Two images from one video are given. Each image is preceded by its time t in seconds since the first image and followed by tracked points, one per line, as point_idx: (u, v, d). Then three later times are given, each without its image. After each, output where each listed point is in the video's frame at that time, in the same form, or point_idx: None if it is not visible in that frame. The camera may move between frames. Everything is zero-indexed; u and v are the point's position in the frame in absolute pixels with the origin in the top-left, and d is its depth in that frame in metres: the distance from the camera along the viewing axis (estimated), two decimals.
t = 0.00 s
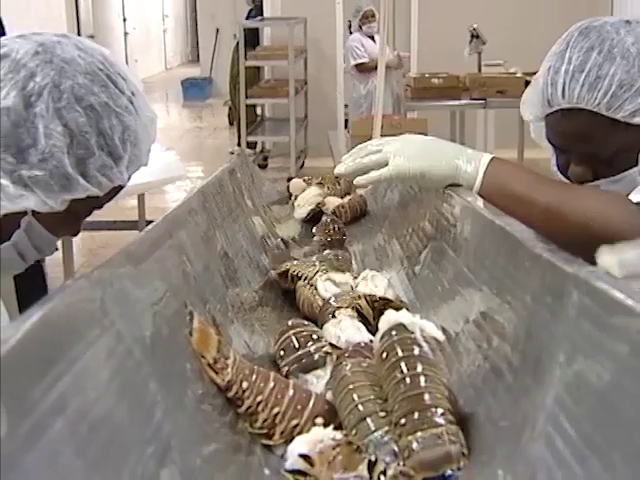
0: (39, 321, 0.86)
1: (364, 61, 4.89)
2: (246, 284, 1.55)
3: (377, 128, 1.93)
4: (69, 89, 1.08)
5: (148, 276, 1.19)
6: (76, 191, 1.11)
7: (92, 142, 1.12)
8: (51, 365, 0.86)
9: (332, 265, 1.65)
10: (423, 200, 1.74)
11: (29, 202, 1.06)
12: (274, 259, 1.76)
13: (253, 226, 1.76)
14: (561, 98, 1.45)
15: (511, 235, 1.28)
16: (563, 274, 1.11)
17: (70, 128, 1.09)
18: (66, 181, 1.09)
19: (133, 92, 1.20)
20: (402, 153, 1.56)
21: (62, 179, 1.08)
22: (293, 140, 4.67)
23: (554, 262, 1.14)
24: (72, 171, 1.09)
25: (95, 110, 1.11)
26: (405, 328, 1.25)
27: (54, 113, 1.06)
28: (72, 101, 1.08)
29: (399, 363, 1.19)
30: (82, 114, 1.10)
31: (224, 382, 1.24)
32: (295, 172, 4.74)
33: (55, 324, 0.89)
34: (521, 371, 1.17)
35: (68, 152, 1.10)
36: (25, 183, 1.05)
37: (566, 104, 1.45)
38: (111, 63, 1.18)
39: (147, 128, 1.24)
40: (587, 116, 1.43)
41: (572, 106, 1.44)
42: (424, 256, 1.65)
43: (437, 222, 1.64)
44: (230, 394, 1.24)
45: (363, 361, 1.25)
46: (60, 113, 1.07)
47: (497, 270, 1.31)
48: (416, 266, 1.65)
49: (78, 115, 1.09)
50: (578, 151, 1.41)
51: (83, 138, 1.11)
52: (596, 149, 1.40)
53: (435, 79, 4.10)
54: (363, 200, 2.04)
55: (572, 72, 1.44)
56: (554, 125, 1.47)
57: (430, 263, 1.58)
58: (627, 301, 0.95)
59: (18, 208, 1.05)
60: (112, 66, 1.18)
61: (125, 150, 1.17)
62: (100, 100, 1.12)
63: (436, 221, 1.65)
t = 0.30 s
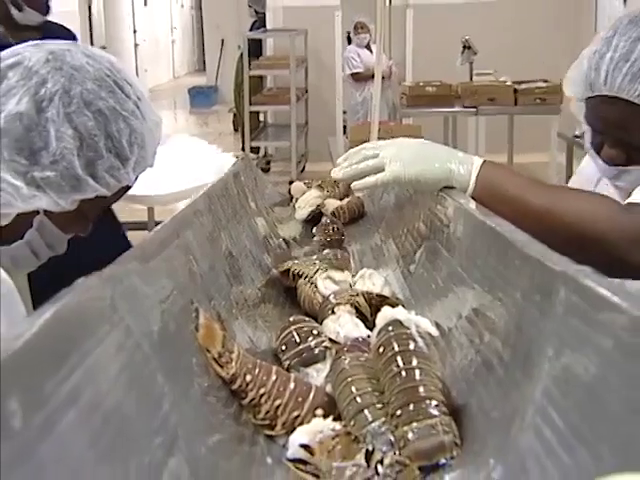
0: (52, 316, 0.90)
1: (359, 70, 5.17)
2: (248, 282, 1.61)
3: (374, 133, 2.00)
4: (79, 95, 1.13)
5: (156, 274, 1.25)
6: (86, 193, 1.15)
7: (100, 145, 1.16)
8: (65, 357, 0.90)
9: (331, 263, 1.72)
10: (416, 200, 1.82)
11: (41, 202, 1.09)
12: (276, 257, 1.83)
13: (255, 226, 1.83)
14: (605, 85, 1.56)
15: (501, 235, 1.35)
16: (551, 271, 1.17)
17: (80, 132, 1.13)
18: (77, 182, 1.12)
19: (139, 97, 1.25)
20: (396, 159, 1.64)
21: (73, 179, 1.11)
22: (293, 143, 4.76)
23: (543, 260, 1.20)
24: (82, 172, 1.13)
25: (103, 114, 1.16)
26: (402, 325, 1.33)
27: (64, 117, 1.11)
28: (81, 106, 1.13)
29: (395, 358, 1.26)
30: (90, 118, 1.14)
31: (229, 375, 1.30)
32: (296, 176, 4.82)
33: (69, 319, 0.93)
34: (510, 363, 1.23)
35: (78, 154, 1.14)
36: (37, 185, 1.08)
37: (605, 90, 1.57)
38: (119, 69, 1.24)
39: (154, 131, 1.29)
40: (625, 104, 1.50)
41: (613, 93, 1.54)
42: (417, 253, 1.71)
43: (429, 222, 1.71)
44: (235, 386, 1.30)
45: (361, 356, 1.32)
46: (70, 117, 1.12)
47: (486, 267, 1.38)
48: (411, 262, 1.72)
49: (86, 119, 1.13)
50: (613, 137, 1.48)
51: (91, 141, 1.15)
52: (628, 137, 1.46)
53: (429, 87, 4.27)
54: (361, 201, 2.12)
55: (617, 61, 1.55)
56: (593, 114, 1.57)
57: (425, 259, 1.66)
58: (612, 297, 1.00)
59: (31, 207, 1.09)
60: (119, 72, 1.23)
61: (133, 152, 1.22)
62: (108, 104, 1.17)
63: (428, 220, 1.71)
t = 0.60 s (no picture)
0: (67, 309, 0.96)
1: (355, 78, 5.36)
2: (250, 279, 1.68)
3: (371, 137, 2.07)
4: (93, 102, 1.19)
5: (164, 272, 1.31)
6: (100, 194, 1.20)
7: (113, 149, 1.22)
8: (78, 350, 0.94)
9: (331, 263, 1.78)
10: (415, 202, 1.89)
11: (57, 203, 1.14)
12: (278, 256, 1.90)
13: (258, 228, 1.90)
14: None
15: (494, 236, 1.43)
16: (543, 272, 1.23)
17: (94, 137, 1.20)
18: (91, 185, 1.18)
19: (151, 104, 1.31)
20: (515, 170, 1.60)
21: (87, 182, 1.17)
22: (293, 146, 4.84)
23: (535, 260, 1.27)
24: (96, 175, 1.18)
25: (115, 120, 1.22)
26: (398, 322, 1.40)
27: (79, 123, 1.17)
28: (95, 112, 1.19)
29: (391, 351, 1.33)
30: (104, 124, 1.21)
31: (233, 369, 1.36)
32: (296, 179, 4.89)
33: (82, 313, 0.98)
34: (502, 357, 1.29)
35: (92, 158, 1.20)
36: (53, 187, 1.14)
37: None
38: (132, 78, 1.30)
39: (164, 137, 1.35)
40: None
41: None
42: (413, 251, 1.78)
43: (426, 223, 1.78)
44: (238, 379, 1.36)
45: (359, 351, 1.39)
46: (85, 122, 1.18)
47: (480, 266, 1.45)
48: (407, 260, 1.78)
49: (100, 125, 1.20)
50: None
51: (105, 146, 1.21)
52: None
53: (423, 95, 4.54)
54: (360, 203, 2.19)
55: None
56: None
57: (421, 258, 1.72)
58: (601, 295, 1.06)
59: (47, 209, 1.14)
60: (132, 81, 1.29)
61: (144, 156, 1.28)
62: (121, 111, 1.23)
63: (426, 221, 1.78)
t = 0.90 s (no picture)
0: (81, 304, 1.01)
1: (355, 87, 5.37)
2: (253, 277, 1.74)
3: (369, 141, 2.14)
4: (104, 109, 1.25)
5: (171, 271, 1.38)
6: (113, 197, 1.27)
7: (124, 154, 1.29)
8: (92, 345, 0.99)
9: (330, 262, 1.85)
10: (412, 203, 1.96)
11: (71, 206, 1.21)
12: (280, 256, 1.96)
13: (261, 228, 1.96)
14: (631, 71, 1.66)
15: (487, 236, 1.50)
16: (533, 270, 1.30)
17: (106, 142, 1.26)
18: (104, 188, 1.25)
19: (159, 109, 1.38)
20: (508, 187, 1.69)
21: (100, 186, 1.24)
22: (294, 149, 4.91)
23: (526, 259, 1.33)
24: (108, 179, 1.25)
25: (126, 126, 1.29)
26: (394, 318, 1.47)
27: (92, 129, 1.23)
28: (107, 119, 1.26)
29: (388, 347, 1.40)
30: (115, 130, 1.27)
31: (237, 363, 1.43)
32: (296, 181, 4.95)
33: (94, 308, 1.03)
34: (494, 352, 1.35)
35: (105, 163, 1.26)
36: (68, 191, 1.20)
37: (636, 78, 1.73)
38: (141, 84, 1.36)
39: (172, 141, 1.42)
40: None
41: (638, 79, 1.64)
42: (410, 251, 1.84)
43: (422, 224, 1.85)
44: (242, 373, 1.42)
45: (358, 345, 1.45)
46: (97, 129, 1.24)
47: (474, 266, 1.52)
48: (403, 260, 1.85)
49: (112, 130, 1.26)
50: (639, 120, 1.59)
51: (116, 150, 1.28)
52: None
53: (417, 101, 4.76)
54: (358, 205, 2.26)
55: None
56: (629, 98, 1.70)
57: (417, 258, 1.79)
58: (588, 292, 1.13)
59: (63, 212, 1.20)
60: (140, 88, 1.35)
61: (154, 159, 1.35)
62: (131, 117, 1.30)
63: (421, 222, 1.85)
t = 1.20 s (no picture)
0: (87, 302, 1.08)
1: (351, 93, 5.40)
2: (255, 276, 1.80)
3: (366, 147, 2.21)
4: (113, 110, 1.32)
5: (178, 270, 1.44)
6: (122, 194, 1.33)
7: (133, 153, 1.35)
8: (101, 338, 1.05)
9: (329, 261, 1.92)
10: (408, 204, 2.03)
11: (83, 203, 1.26)
12: (281, 254, 2.03)
13: (262, 229, 2.03)
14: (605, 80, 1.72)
15: (479, 236, 1.57)
16: (524, 269, 1.37)
17: (116, 142, 1.32)
18: (114, 185, 1.31)
19: (165, 112, 1.45)
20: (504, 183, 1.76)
21: (110, 183, 1.30)
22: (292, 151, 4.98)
23: (517, 259, 1.40)
24: (118, 177, 1.31)
25: (134, 126, 1.35)
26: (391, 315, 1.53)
27: (102, 129, 1.29)
28: (116, 119, 1.32)
29: (384, 343, 1.47)
30: (124, 130, 1.33)
31: (240, 357, 1.49)
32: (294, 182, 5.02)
33: (102, 305, 1.10)
34: (486, 347, 1.42)
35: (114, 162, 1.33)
36: (80, 189, 1.26)
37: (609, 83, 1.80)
38: (147, 88, 1.43)
39: (177, 143, 1.48)
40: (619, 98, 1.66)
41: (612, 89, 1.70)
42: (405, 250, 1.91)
43: (417, 225, 1.91)
44: (245, 367, 1.49)
45: (356, 341, 1.52)
46: (107, 129, 1.30)
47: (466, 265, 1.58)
48: (399, 259, 1.92)
49: (121, 130, 1.32)
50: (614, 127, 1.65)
51: (125, 150, 1.34)
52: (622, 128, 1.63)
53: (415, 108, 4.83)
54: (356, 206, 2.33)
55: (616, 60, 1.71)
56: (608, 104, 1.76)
57: (412, 257, 1.85)
58: (575, 289, 1.19)
59: (76, 209, 1.26)
60: (147, 92, 1.42)
61: (161, 158, 1.41)
62: (139, 118, 1.36)
63: (417, 223, 1.92)
